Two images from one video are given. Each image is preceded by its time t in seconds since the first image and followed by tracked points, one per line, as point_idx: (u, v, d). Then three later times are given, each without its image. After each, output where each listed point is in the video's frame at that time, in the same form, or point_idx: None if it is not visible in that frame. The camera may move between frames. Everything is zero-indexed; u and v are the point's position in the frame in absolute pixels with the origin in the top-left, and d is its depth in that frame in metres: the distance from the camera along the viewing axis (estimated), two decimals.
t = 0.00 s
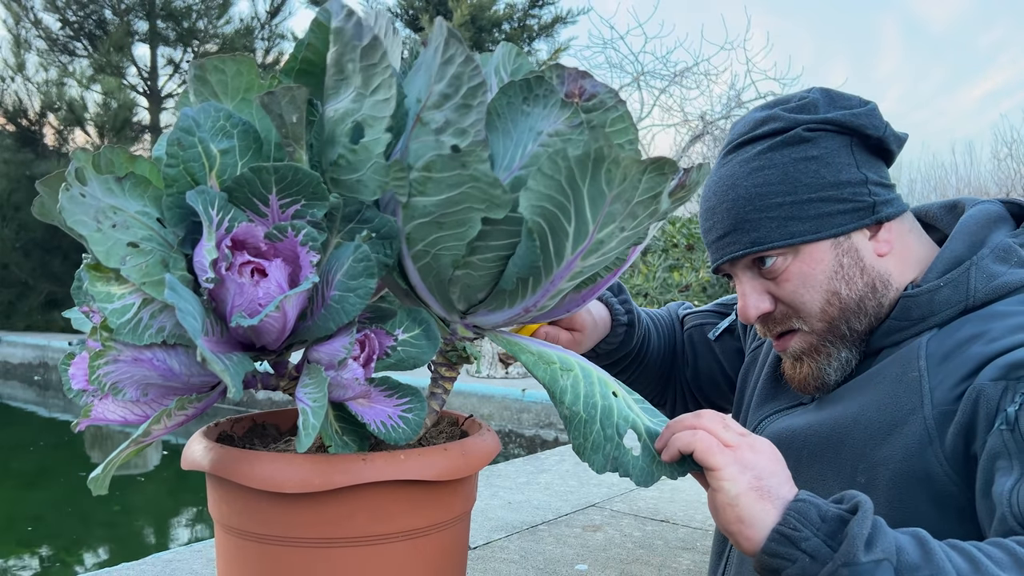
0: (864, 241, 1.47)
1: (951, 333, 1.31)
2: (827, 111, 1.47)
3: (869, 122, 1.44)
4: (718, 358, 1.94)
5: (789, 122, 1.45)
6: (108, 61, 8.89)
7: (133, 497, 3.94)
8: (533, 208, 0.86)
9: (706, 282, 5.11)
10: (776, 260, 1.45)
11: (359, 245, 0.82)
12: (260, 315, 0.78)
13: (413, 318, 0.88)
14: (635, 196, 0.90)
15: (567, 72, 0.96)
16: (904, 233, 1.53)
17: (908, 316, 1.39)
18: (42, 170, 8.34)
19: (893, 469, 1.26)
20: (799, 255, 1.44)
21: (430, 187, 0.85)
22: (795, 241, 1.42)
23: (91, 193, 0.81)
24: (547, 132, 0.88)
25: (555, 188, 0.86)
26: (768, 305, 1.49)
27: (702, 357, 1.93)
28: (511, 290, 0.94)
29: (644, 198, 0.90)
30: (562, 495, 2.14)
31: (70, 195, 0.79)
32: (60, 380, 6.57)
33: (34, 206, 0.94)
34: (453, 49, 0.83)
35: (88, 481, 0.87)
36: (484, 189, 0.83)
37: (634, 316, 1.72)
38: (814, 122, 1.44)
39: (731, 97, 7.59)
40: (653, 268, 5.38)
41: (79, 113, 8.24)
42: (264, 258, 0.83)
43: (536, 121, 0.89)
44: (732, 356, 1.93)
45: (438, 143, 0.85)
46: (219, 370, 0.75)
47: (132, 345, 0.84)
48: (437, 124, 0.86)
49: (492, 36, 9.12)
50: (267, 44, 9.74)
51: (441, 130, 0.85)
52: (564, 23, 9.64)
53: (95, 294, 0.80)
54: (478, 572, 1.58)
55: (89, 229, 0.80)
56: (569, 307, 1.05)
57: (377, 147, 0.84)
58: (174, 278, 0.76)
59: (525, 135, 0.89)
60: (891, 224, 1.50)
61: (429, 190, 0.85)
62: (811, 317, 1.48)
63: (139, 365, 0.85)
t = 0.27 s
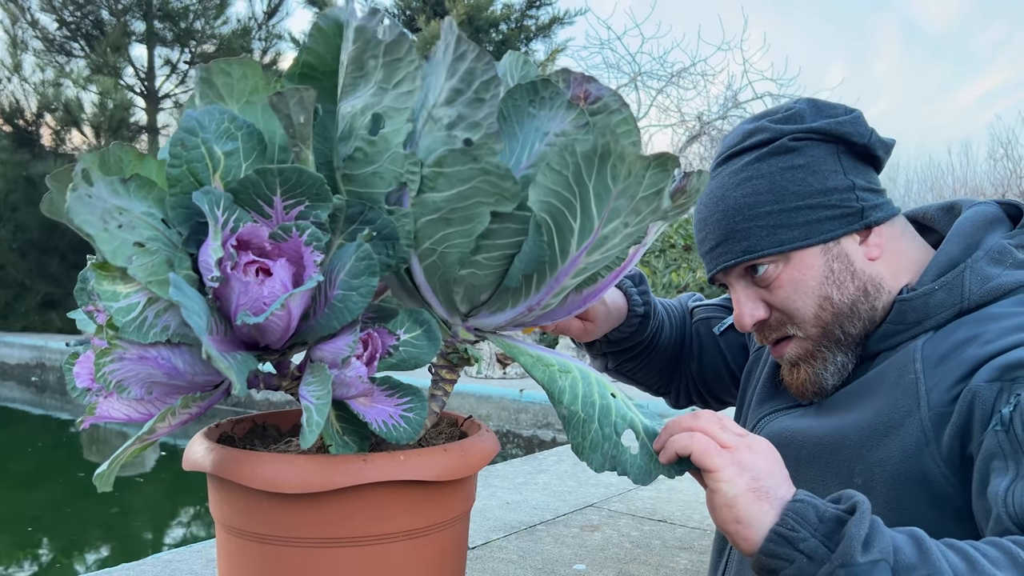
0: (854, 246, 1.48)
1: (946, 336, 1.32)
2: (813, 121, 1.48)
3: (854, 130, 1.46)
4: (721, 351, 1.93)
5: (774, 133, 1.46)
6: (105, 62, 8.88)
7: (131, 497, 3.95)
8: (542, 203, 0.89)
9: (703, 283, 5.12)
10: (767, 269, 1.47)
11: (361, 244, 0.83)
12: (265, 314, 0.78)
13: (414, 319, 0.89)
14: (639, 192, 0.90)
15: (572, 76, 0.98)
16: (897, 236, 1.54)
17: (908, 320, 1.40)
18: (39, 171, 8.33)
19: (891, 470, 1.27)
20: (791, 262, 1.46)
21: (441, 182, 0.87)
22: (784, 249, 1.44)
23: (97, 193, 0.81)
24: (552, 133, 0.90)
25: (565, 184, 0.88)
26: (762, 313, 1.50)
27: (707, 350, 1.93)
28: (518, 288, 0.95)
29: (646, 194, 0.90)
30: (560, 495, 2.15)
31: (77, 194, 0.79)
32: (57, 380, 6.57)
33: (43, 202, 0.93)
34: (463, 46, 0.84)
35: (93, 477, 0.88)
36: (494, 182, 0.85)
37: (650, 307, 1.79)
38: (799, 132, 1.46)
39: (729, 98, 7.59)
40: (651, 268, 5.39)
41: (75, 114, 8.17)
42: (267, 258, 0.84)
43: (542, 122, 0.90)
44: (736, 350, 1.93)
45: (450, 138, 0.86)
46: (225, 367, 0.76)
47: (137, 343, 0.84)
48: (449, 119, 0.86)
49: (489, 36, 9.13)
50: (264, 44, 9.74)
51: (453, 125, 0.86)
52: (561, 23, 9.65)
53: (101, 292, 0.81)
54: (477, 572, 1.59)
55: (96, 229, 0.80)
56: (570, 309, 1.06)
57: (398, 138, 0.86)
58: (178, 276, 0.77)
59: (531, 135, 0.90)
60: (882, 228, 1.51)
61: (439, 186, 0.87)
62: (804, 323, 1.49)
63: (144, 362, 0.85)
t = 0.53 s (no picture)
0: (848, 247, 1.49)
1: (942, 333, 1.33)
2: (804, 129, 1.50)
3: (843, 135, 1.48)
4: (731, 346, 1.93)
5: (764, 142, 1.50)
6: (101, 62, 8.88)
7: (128, 498, 3.95)
8: (537, 195, 0.88)
9: (699, 283, 5.13)
10: (764, 271, 1.47)
11: (362, 245, 0.84)
12: (265, 314, 0.79)
13: (411, 318, 0.90)
14: (631, 183, 0.92)
15: (563, 75, 0.99)
16: (893, 238, 1.55)
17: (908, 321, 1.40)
18: (35, 171, 8.32)
19: (890, 465, 1.28)
20: (787, 264, 1.47)
21: (434, 182, 0.87)
22: (778, 251, 1.45)
23: (97, 194, 0.82)
24: (544, 130, 0.90)
25: (558, 178, 0.89)
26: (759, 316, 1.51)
27: (714, 346, 1.93)
28: (512, 285, 0.96)
29: (638, 185, 0.92)
30: (557, 494, 2.16)
31: (78, 196, 0.81)
32: (54, 382, 6.57)
33: (40, 209, 0.95)
34: (460, 48, 0.87)
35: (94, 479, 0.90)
36: (486, 183, 0.86)
37: (650, 315, 1.79)
38: (790, 138, 1.48)
39: (725, 98, 7.61)
40: (647, 268, 5.41)
41: (71, 115, 8.19)
42: (267, 258, 0.84)
43: (535, 120, 0.91)
44: (745, 344, 1.93)
45: (444, 139, 0.87)
46: (228, 367, 0.77)
47: (137, 343, 0.85)
48: (444, 120, 0.88)
49: (485, 37, 9.14)
50: (260, 44, 9.74)
51: (448, 125, 0.87)
52: (557, 24, 9.66)
53: (101, 293, 0.81)
54: (474, 571, 1.59)
55: (98, 229, 0.81)
56: (563, 305, 1.07)
57: (380, 145, 0.88)
58: (181, 275, 0.79)
59: (524, 133, 0.91)
60: (877, 230, 1.53)
61: (433, 186, 0.87)
62: (801, 325, 1.49)
63: (144, 363, 0.86)
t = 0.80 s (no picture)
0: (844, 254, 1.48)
1: (939, 342, 1.31)
2: (804, 134, 1.50)
3: (843, 141, 1.48)
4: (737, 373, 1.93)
5: (760, 143, 1.50)
6: (97, 62, 8.87)
7: (126, 497, 3.96)
8: (530, 199, 0.90)
9: (696, 282, 5.14)
10: (758, 277, 1.45)
11: (359, 244, 0.85)
12: (262, 314, 0.80)
13: (409, 316, 0.91)
14: (626, 185, 0.92)
15: (558, 73, 1.00)
16: (888, 245, 1.53)
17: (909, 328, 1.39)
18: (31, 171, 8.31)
19: (888, 479, 1.27)
20: (784, 269, 1.45)
21: (429, 183, 0.88)
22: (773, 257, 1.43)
23: (94, 194, 0.83)
24: (539, 130, 0.93)
25: (551, 184, 0.90)
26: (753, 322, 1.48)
27: (724, 376, 1.94)
28: (508, 284, 0.96)
29: (634, 186, 0.93)
30: (554, 492, 2.17)
31: (75, 196, 0.82)
32: (52, 381, 6.57)
33: (33, 212, 0.96)
34: (454, 51, 0.85)
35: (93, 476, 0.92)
36: (482, 183, 0.87)
37: (659, 338, 1.81)
38: (788, 144, 1.47)
39: (721, 97, 7.62)
40: (644, 267, 5.42)
41: (67, 114, 8.18)
42: (264, 258, 0.85)
43: (530, 120, 0.93)
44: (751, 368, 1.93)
45: (439, 140, 0.87)
46: (225, 365, 0.78)
47: (135, 343, 0.86)
48: (437, 122, 0.87)
49: (482, 36, 9.15)
50: (257, 44, 9.73)
51: (441, 127, 0.87)
52: (554, 22, 9.67)
53: (98, 293, 0.82)
54: (472, 568, 1.60)
55: (95, 229, 0.82)
56: (560, 302, 1.07)
57: (361, 158, 0.88)
58: (178, 276, 0.80)
59: (519, 133, 0.94)
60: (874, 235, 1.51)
61: (428, 186, 0.89)
62: (796, 331, 1.47)
63: (142, 363, 0.87)
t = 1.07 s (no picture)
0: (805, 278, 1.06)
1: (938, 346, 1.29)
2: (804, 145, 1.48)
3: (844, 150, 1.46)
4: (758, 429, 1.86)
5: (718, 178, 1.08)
6: (95, 61, 8.84)
7: (125, 497, 3.96)
8: (528, 199, 0.90)
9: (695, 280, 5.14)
10: (713, 301, 1.05)
11: (356, 244, 0.85)
12: (261, 315, 0.80)
13: (408, 316, 0.91)
14: (625, 185, 0.92)
15: (555, 72, 1.00)
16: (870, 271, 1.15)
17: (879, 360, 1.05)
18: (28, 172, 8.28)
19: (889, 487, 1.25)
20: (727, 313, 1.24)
21: (427, 185, 0.88)
22: (727, 278, 1.03)
23: (91, 197, 0.83)
24: (536, 130, 0.93)
25: (549, 186, 0.90)
26: (706, 350, 1.08)
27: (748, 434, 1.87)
28: (508, 283, 0.97)
29: (632, 186, 0.92)
30: (554, 491, 2.17)
31: (70, 200, 0.82)
32: (51, 381, 6.56)
33: (30, 214, 0.96)
34: (450, 51, 0.86)
35: (94, 478, 0.92)
36: (479, 185, 0.87)
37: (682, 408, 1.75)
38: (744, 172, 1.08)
39: (720, 95, 7.61)
40: (644, 265, 5.42)
41: (66, 113, 8.12)
42: (262, 258, 0.85)
43: (528, 119, 0.93)
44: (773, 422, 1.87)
45: (436, 142, 0.87)
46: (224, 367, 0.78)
47: (134, 345, 0.86)
48: (434, 123, 0.88)
49: (480, 34, 9.13)
50: (255, 43, 9.71)
51: (438, 129, 0.88)
52: (552, 21, 9.66)
53: (97, 295, 0.82)
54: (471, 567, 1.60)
55: (92, 233, 0.82)
56: (559, 302, 1.07)
57: (354, 163, 0.88)
58: (176, 278, 0.80)
59: (517, 133, 0.94)
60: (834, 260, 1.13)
61: (426, 188, 0.88)
62: (750, 358, 1.06)
63: (141, 365, 0.87)
